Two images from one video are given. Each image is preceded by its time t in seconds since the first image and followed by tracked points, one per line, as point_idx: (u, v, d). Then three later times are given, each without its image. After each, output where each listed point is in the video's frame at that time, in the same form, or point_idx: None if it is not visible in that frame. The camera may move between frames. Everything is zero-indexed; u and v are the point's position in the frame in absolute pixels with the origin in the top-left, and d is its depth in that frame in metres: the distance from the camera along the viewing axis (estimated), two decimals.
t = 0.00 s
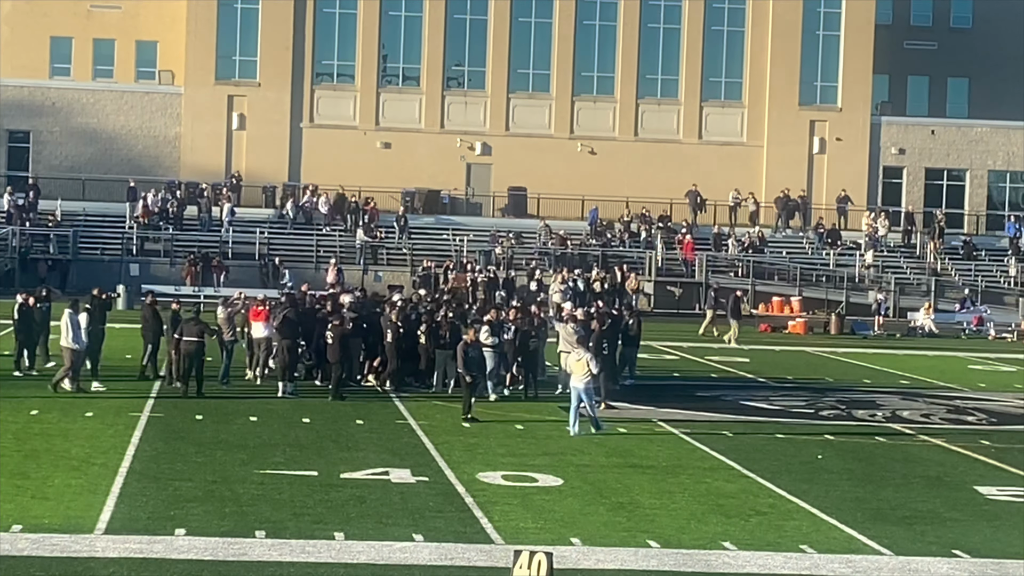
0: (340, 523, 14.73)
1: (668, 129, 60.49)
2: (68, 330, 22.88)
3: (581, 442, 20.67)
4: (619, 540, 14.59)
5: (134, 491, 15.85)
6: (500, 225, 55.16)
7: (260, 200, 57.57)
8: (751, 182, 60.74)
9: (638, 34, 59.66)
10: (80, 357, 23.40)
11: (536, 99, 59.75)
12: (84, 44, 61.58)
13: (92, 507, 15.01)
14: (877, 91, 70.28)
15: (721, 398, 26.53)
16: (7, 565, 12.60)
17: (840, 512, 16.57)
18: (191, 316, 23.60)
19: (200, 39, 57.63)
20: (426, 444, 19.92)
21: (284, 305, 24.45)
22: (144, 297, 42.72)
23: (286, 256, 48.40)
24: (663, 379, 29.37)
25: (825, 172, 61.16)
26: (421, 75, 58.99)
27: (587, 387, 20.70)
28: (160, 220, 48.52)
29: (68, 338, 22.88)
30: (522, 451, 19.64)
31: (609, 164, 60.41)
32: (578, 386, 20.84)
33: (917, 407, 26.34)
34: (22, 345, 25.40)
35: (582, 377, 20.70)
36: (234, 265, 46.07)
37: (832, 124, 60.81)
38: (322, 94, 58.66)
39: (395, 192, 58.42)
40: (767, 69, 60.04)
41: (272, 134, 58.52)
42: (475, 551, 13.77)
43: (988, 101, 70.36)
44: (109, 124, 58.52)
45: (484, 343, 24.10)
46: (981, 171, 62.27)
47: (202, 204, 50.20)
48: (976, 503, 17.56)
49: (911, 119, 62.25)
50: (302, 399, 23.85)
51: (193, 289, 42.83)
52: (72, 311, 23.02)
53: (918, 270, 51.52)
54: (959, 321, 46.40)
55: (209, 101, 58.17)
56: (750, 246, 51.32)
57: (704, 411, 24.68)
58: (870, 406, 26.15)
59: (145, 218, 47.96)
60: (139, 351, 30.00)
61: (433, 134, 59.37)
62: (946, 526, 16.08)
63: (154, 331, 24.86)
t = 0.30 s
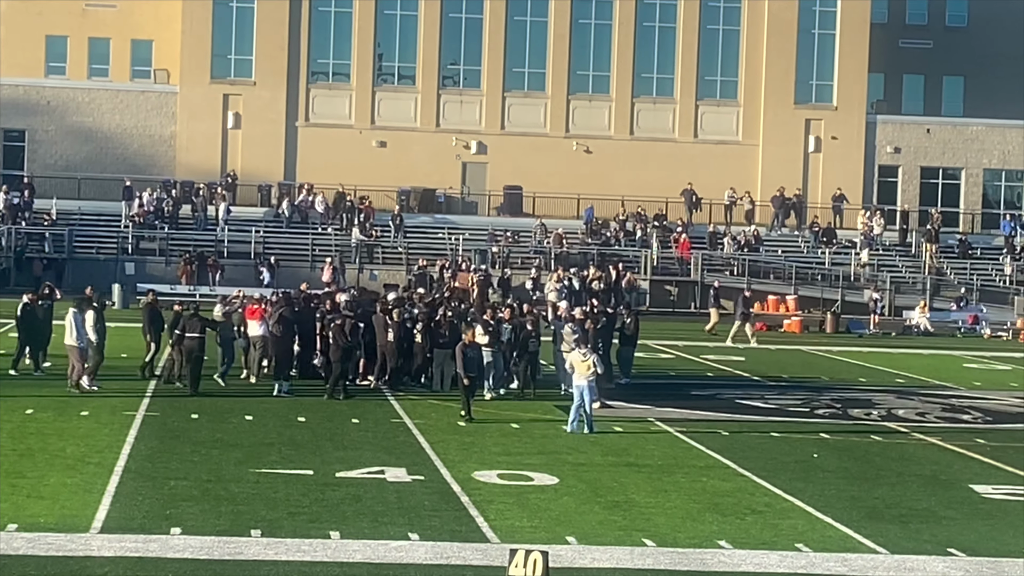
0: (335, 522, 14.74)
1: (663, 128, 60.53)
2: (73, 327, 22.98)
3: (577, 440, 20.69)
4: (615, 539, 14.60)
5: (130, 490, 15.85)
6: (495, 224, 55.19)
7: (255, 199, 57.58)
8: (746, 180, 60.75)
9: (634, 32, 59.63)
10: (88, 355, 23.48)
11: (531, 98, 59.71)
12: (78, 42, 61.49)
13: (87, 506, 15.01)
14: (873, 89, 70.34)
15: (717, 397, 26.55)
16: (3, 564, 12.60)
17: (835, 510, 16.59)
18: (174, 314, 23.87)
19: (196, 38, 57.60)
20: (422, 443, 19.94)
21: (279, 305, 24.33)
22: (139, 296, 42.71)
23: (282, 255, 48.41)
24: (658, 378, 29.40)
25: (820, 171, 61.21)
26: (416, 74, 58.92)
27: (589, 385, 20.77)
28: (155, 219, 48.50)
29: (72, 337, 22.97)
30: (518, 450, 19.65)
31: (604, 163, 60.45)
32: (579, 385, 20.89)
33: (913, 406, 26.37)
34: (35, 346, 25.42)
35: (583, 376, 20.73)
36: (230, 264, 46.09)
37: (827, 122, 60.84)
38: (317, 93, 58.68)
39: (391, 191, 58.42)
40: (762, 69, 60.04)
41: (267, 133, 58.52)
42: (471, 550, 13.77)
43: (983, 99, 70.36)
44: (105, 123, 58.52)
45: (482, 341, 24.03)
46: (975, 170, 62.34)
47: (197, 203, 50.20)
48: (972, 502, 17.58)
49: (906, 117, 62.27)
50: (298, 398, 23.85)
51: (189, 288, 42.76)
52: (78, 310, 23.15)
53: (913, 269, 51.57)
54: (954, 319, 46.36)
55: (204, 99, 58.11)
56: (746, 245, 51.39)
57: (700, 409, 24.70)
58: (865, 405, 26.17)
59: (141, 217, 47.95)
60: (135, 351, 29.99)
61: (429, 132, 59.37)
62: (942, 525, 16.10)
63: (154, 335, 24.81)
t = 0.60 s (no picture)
0: (333, 520, 14.74)
1: (661, 126, 60.54)
2: (81, 327, 22.83)
3: (575, 439, 20.69)
4: (612, 538, 14.60)
5: (128, 489, 15.85)
6: (492, 222, 55.19)
7: (252, 198, 57.55)
8: (744, 179, 60.79)
9: (631, 30, 59.63)
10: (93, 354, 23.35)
11: (528, 96, 59.73)
12: (76, 41, 61.47)
13: (85, 505, 15.00)
14: (870, 87, 70.41)
15: (714, 396, 26.55)
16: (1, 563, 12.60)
17: (833, 509, 16.60)
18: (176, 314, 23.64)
19: (193, 36, 57.60)
20: (419, 441, 19.94)
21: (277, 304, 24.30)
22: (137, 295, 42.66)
23: (280, 254, 48.38)
24: (656, 376, 29.39)
25: (818, 168, 61.20)
26: (414, 72, 58.98)
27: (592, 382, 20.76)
28: (153, 218, 48.50)
29: (79, 336, 22.82)
30: (515, 449, 19.65)
31: (602, 161, 60.43)
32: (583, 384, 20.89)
33: (910, 404, 26.38)
34: (36, 345, 25.32)
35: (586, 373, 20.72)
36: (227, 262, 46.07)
37: (824, 121, 60.87)
38: (315, 92, 58.72)
39: (388, 189, 58.38)
40: (760, 68, 60.05)
41: (264, 132, 58.50)
42: (468, 549, 13.78)
43: (981, 97, 70.31)
44: (102, 122, 58.47)
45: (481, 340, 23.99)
46: (973, 168, 62.35)
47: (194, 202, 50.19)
48: (969, 500, 17.59)
49: (904, 115, 62.25)
50: (295, 396, 23.84)
51: (186, 286, 42.70)
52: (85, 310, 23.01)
53: (911, 267, 51.59)
54: (951, 318, 46.25)
55: (202, 97, 58.08)
56: (743, 243, 51.42)
57: (698, 407, 24.71)
58: (863, 403, 26.18)
59: (138, 215, 47.96)
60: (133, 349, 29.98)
61: (426, 131, 59.34)
62: (939, 523, 16.11)
63: (153, 336, 24.57)
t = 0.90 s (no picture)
0: (332, 518, 14.74)
1: (660, 124, 60.52)
2: (90, 327, 22.79)
3: (574, 437, 20.71)
4: (611, 536, 14.60)
5: (127, 487, 15.85)
6: (492, 220, 55.21)
7: (251, 196, 57.56)
8: (742, 177, 60.81)
9: (630, 27, 59.62)
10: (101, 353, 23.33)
11: (527, 94, 59.73)
12: (74, 39, 61.45)
13: (84, 503, 15.01)
14: (869, 85, 70.47)
15: (713, 393, 26.57)
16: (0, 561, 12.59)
17: (832, 507, 16.61)
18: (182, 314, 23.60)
19: (192, 34, 57.61)
20: (418, 439, 19.94)
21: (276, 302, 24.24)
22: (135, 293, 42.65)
23: (279, 251, 48.38)
24: (655, 374, 29.41)
25: (817, 166, 61.18)
26: (413, 70, 58.99)
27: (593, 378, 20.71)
28: (152, 216, 48.51)
29: (89, 336, 22.78)
30: (514, 446, 19.66)
31: (600, 159, 60.42)
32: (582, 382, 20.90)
33: (909, 401, 26.39)
34: (41, 346, 25.36)
35: (586, 371, 20.70)
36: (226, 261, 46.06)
37: (823, 118, 60.88)
38: (313, 89, 58.67)
39: (387, 187, 58.36)
40: (758, 66, 60.03)
41: (264, 130, 58.50)
42: (467, 547, 13.78)
43: (980, 94, 70.25)
44: (102, 120, 58.45)
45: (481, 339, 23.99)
46: (972, 166, 62.30)
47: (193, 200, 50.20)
48: (968, 498, 17.60)
49: (903, 113, 62.22)
50: (295, 394, 23.84)
51: (185, 284, 42.71)
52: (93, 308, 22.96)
53: (909, 265, 51.60)
54: (951, 315, 46.12)
55: (201, 95, 58.09)
56: (742, 241, 51.44)
57: (697, 405, 24.71)
58: (862, 401, 26.20)
59: (137, 213, 47.96)
60: (131, 347, 29.98)
61: (425, 129, 59.34)
62: (938, 521, 16.12)
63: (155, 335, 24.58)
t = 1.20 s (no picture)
0: (333, 516, 14.74)
1: (660, 122, 60.48)
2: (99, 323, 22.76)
3: (574, 434, 20.70)
4: (612, 533, 14.60)
5: (127, 484, 15.86)
6: (492, 217, 55.21)
7: (252, 193, 57.59)
8: (743, 174, 60.79)
9: (630, 25, 59.59)
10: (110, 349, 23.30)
11: (528, 92, 59.70)
12: (75, 37, 61.46)
13: (84, 501, 15.01)
14: (869, 82, 70.45)
15: (713, 390, 26.57)
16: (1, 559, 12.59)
17: (833, 504, 16.60)
18: (186, 310, 23.59)
19: (193, 31, 57.63)
20: (419, 436, 19.94)
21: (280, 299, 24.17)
22: (136, 291, 42.64)
23: (280, 249, 48.39)
24: (655, 371, 29.42)
25: (818, 163, 61.17)
26: (413, 68, 59.00)
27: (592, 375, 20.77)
28: (152, 214, 48.52)
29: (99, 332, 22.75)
30: (515, 444, 19.65)
31: (600, 156, 60.39)
32: (582, 379, 20.99)
33: (910, 399, 26.38)
34: (47, 346, 25.26)
35: (585, 367, 20.77)
36: (227, 258, 46.08)
37: (824, 115, 60.89)
38: (314, 87, 58.64)
39: (388, 185, 58.35)
40: (759, 63, 60.01)
41: (264, 127, 58.49)
42: (468, 544, 13.77)
43: (981, 92, 70.21)
44: (102, 118, 58.43)
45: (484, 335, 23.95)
46: (973, 163, 62.25)
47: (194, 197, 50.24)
48: (969, 495, 17.58)
49: (903, 110, 62.20)
50: (296, 391, 23.83)
51: (186, 282, 42.70)
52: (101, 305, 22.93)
53: (910, 262, 51.58)
54: (951, 313, 45.79)
55: (202, 93, 58.11)
56: (742, 238, 51.44)
57: (697, 403, 24.70)
58: (862, 398, 26.19)
59: (138, 211, 47.96)
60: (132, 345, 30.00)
61: (425, 126, 59.33)
62: (939, 518, 16.11)
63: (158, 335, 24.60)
